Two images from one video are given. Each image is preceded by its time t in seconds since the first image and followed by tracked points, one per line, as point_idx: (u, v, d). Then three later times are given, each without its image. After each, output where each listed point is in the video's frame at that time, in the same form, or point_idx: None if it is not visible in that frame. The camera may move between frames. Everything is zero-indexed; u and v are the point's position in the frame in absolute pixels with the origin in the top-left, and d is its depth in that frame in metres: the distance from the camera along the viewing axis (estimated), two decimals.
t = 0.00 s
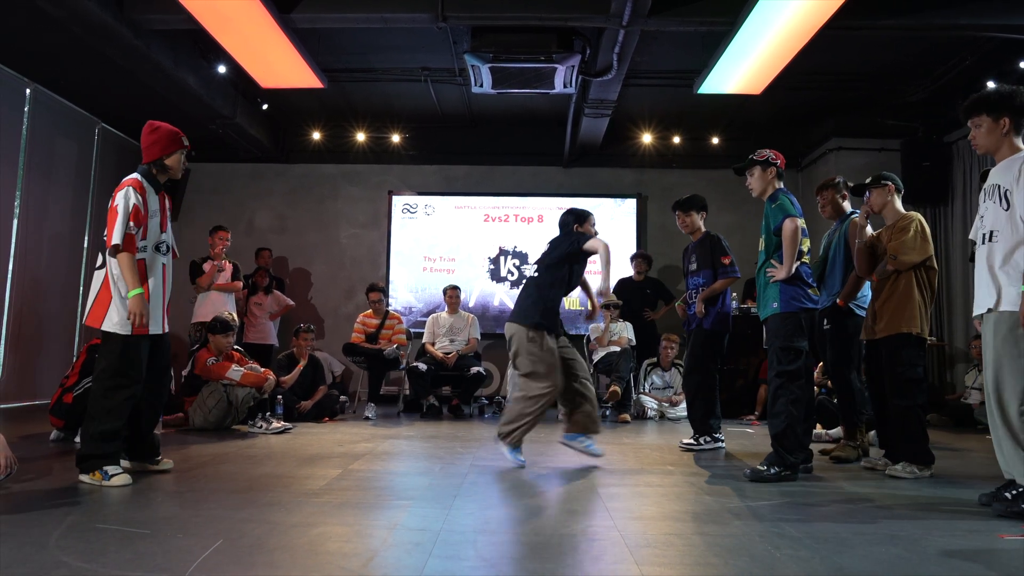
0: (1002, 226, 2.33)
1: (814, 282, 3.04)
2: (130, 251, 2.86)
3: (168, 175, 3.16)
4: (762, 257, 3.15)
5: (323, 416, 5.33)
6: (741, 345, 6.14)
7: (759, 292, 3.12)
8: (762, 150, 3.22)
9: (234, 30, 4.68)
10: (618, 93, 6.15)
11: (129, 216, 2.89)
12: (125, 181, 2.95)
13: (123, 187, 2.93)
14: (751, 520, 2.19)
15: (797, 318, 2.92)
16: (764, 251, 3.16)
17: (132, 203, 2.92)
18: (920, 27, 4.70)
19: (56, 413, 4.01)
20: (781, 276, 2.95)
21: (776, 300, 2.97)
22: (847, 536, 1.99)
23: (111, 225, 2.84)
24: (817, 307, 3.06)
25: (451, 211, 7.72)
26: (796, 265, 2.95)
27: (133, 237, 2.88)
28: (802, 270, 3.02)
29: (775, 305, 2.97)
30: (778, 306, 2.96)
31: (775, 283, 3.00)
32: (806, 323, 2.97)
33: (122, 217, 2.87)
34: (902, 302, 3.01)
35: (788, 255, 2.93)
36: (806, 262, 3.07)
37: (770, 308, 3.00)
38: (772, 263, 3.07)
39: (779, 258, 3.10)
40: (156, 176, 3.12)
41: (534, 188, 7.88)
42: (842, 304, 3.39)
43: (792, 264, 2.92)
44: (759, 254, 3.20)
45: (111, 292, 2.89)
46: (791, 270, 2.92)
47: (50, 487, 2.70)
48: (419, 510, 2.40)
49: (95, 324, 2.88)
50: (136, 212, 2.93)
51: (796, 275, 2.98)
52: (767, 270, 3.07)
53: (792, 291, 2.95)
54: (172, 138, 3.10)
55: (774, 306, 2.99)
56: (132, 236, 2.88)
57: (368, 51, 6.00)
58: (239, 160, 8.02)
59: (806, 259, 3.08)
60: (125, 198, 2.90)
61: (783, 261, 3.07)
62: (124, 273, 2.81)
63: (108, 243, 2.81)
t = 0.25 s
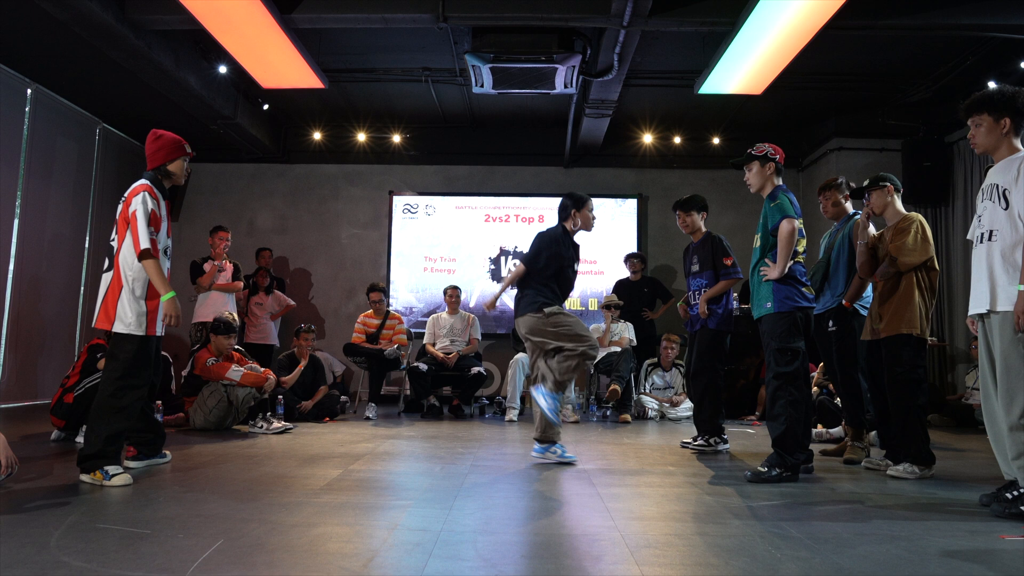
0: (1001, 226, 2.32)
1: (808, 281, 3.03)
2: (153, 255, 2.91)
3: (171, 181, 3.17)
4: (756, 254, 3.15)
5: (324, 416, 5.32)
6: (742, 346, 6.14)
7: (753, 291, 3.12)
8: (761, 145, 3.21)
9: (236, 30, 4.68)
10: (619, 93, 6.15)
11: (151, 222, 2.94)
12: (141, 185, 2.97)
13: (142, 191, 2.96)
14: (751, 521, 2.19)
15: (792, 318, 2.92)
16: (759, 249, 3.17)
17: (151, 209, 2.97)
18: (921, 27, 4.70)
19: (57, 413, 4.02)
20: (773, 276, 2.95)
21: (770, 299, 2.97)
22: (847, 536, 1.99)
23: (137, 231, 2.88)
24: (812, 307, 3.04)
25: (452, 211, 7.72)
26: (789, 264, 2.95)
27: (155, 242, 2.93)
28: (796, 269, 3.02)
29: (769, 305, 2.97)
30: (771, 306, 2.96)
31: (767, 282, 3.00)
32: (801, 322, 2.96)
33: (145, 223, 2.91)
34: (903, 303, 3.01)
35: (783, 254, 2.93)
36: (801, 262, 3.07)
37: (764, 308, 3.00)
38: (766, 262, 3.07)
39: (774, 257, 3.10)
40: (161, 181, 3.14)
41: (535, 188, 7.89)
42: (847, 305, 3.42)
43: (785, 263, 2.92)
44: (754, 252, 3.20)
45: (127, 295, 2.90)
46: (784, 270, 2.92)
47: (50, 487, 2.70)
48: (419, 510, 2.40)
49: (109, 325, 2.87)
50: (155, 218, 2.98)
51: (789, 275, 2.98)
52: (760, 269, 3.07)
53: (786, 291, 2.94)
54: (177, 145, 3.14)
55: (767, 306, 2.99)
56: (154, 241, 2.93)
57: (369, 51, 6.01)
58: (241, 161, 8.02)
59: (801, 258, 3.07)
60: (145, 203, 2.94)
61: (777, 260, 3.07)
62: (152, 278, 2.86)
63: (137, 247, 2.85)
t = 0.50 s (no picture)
0: (1003, 226, 2.32)
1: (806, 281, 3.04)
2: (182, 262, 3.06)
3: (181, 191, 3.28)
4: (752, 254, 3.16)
5: (325, 416, 5.32)
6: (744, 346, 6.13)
7: (750, 292, 3.13)
8: (750, 142, 3.21)
9: (238, 30, 4.69)
10: (621, 93, 6.14)
11: (180, 230, 3.10)
12: (168, 195, 3.13)
13: (172, 201, 3.11)
14: (753, 521, 2.18)
15: (788, 318, 2.91)
16: (756, 248, 3.17)
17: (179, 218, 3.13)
18: (923, 27, 4.70)
19: (58, 412, 4.00)
20: (769, 276, 2.96)
21: (766, 300, 2.98)
22: (850, 536, 1.98)
23: (172, 239, 3.04)
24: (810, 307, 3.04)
25: (453, 211, 7.72)
26: (785, 265, 2.97)
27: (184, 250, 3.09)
28: (792, 269, 3.02)
29: (764, 306, 2.98)
30: (767, 307, 2.96)
31: (763, 282, 3.01)
32: (797, 323, 2.96)
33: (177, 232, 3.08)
34: (906, 303, 3.00)
35: (780, 255, 2.95)
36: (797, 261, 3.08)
37: (760, 309, 3.01)
38: (762, 262, 3.08)
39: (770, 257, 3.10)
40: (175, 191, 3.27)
41: (536, 188, 7.88)
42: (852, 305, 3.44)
43: (781, 265, 2.93)
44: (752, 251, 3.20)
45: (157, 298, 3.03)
46: (780, 271, 2.93)
47: (52, 487, 2.70)
48: (421, 510, 2.40)
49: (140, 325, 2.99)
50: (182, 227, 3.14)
51: (785, 276, 2.99)
52: (756, 269, 3.08)
53: (782, 292, 2.94)
54: (187, 156, 3.26)
55: (763, 307, 3.00)
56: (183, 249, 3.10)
57: (371, 51, 6.00)
58: (242, 160, 8.03)
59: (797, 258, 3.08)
60: (174, 212, 3.10)
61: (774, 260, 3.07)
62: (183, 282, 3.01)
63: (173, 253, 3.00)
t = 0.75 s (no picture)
0: (1003, 226, 2.31)
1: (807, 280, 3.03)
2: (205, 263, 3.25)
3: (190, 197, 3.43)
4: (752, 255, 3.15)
5: (326, 416, 5.32)
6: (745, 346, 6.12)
7: (752, 293, 3.12)
8: (737, 142, 3.21)
9: (239, 31, 4.70)
10: (621, 93, 6.14)
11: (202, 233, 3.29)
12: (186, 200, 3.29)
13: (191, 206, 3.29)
14: (754, 521, 2.18)
15: (791, 318, 2.92)
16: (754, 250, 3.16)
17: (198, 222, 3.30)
18: (924, 26, 4.69)
19: (59, 412, 4.00)
20: (768, 276, 2.96)
21: (767, 301, 2.97)
22: (851, 536, 1.98)
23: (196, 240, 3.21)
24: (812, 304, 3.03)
25: (454, 211, 7.71)
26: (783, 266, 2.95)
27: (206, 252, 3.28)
28: (793, 268, 3.02)
29: (767, 306, 2.97)
30: (769, 307, 2.96)
31: (764, 283, 3.00)
32: (800, 323, 2.96)
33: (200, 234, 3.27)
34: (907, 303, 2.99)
35: (776, 256, 2.92)
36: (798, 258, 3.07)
37: (762, 309, 3.00)
38: (760, 263, 3.07)
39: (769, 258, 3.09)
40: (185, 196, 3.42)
41: (537, 188, 7.88)
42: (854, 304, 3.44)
43: (778, 266, 2.92)
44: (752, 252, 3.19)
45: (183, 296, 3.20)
46: (778, 271, 2.91)
47: (52, 487, 2.70)
48: (422, 510, 2.40)
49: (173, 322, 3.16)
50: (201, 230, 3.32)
51: (787, 276, 2.97)
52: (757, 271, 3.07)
53: (784, 292, 2.94)
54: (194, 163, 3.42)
55: (765, 307, 2.99)
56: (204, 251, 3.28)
57: (371, 51, 6.00)
58: (243, 160, 8.03)
59: (795, 256, 3.07)
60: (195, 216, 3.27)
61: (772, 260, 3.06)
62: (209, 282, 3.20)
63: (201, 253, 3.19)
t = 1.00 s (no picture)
0: (1002, 226, 2.31)
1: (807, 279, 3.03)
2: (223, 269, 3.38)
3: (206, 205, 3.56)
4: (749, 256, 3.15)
5: (326, 416, 5.32)
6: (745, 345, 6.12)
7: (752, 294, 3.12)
8: (733, 142, 3.21)
9: (239, 31, 4.70)
10: (621, 92, 6.14)
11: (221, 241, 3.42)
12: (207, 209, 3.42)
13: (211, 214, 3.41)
14: (754, 521, 2.18)
15: (791, 318, 2.92)
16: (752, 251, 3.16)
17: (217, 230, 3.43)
18: (924, 26, 4.69)
19: (59, 412, 4.00)
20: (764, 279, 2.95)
21: (767, 302, 2.97)
22: (850, 536, 1.98)
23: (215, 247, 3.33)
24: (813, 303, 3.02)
25: (454, 211, 7.71)
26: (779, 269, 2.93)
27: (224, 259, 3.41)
28: (792, 267, 3.01)
29: (767, 307, 2.97)
30: (769, 308, 2.96)
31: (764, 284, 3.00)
32: (801, 322, 2.96)
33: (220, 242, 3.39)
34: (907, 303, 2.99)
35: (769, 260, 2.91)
36: (798, 257, 3.06)
37: (763, 310, 3.00)
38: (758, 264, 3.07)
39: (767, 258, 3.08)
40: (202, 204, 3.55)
41: (537, 188, 7.88)
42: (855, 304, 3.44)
43: (774, 269, 2.90)
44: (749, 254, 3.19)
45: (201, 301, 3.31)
46: (774, 275, 2.90)
47: (52, 487, 2.70)
48: (422, 510, 2.39)
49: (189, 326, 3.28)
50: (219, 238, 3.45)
51: (785, 278, 2.97)
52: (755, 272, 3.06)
53: (783, 293, 2.94)
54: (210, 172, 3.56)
55: (766, 308, 2.99)
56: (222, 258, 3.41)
57: (371, 51, 6.00)
58: (243, 160, 8.03)
59: (794, 256, 3.05)
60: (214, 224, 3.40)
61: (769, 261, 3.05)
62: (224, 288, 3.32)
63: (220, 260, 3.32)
